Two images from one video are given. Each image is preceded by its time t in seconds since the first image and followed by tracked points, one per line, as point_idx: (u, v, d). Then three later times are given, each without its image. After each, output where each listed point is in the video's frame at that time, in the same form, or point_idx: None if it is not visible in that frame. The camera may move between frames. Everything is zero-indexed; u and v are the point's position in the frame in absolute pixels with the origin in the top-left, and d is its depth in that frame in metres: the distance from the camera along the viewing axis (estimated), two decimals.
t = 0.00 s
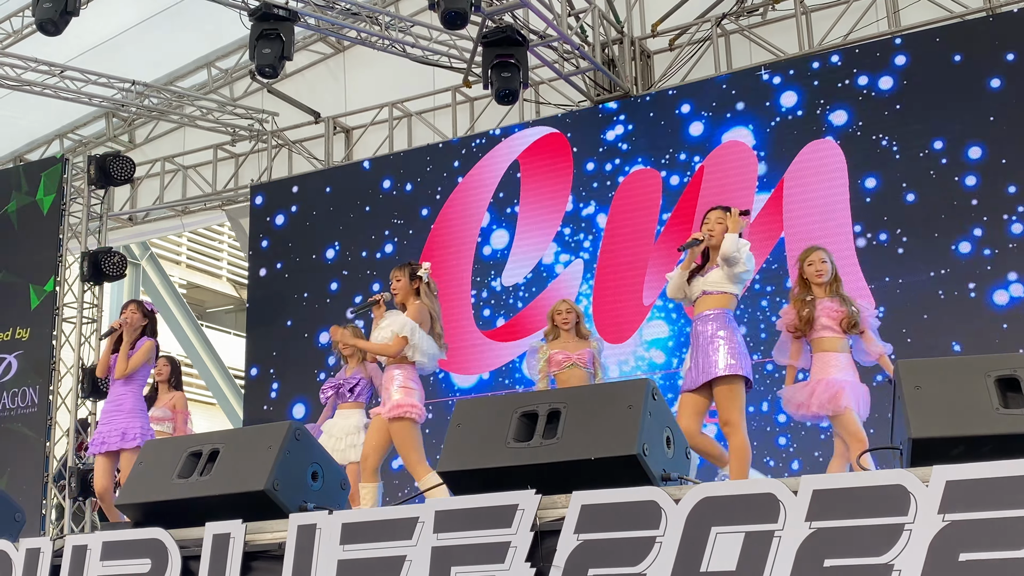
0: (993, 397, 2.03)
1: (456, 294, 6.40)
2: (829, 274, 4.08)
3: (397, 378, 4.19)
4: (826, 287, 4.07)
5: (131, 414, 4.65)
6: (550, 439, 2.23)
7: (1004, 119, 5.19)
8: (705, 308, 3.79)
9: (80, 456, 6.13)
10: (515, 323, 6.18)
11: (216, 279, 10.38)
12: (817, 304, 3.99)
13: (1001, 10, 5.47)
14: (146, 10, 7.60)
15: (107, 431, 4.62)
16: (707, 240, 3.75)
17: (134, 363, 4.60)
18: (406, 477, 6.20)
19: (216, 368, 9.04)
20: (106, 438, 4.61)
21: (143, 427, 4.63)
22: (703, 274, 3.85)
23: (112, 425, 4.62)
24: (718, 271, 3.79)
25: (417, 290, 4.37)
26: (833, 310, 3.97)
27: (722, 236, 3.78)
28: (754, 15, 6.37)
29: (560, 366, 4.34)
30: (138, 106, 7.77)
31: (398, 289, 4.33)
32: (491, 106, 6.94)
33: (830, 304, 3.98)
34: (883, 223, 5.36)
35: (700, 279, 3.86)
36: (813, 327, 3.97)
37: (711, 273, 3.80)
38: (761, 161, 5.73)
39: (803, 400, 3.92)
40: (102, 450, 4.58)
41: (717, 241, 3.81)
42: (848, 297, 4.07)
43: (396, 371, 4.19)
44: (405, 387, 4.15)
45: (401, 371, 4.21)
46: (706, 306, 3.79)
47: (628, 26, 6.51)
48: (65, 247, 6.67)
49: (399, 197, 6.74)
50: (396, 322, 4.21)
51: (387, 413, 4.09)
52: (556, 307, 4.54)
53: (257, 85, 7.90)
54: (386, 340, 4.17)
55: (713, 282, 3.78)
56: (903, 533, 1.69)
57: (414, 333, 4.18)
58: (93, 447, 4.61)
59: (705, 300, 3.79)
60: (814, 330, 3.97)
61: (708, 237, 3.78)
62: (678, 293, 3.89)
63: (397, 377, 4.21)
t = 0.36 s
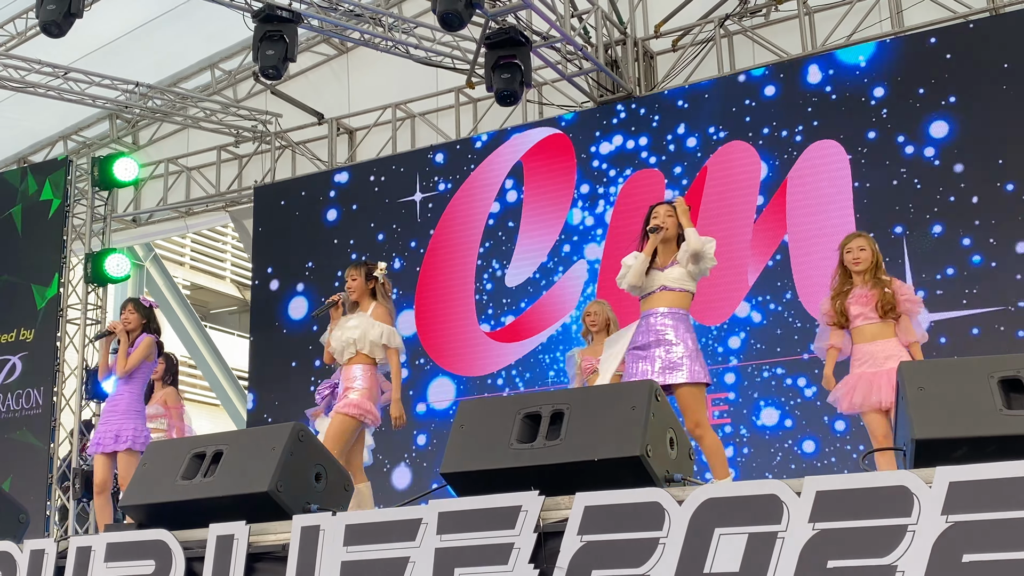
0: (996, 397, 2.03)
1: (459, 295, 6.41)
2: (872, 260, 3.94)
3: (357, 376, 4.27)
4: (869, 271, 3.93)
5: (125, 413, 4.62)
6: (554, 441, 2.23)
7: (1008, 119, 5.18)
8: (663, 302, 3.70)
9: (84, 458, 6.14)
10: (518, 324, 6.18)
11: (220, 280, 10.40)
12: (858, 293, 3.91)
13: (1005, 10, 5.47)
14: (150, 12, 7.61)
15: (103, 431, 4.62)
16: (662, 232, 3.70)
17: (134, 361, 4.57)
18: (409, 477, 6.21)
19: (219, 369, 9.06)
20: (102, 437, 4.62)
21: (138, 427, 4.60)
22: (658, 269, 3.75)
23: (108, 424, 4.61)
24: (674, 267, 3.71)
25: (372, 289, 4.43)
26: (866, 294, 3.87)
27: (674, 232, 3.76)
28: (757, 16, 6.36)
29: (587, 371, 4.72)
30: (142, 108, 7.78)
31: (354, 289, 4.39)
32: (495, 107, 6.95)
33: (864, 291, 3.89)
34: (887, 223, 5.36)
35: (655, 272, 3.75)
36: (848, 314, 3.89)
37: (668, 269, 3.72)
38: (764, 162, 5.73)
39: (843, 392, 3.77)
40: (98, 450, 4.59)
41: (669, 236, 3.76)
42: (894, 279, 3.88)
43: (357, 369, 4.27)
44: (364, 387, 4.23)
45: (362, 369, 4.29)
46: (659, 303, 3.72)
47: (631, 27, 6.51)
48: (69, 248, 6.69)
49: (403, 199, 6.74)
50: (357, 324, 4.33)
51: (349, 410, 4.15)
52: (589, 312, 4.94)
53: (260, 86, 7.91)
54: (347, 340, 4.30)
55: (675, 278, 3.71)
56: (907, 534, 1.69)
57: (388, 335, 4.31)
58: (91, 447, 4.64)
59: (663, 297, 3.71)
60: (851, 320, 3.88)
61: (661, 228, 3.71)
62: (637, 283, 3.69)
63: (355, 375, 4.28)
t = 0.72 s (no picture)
0: (1004, 397, 2.02)
1: (465, 295, 6.41)
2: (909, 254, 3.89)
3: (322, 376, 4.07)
4: (903, 266, 3.89)
5: (131, 414, 4.61)
6: (560, 441, 2.23)
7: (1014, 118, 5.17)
8: (629, 298, 3.56)
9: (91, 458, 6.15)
10: (524, 324, 6.18)
11: (227, 281, 10.41)
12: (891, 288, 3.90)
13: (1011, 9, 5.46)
14: (156, 13, 7.62)
15: (105, 430, 4.58)
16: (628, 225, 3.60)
17: (146, 362, 4.58)
18: (415, 477, 6.21)
19: (225, 369, 9.07)
20: (105, 436, 4.58)
21: (143, 429, 4.59)
22: (625, 263, 3.62)
23: (111, 423, 4.58)
24: (642, 262, 3.59)
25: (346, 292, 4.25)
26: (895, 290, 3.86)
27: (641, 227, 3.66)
28: (763, 15, 6.36)
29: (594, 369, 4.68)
30: (148, 109, 7.80)
31: (327, 292, 4.21)
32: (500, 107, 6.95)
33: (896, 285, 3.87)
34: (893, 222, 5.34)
35: (623, 266, 3.62)
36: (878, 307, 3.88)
37: (635, 264, 3.59)
38: (770, 161, 5.72)
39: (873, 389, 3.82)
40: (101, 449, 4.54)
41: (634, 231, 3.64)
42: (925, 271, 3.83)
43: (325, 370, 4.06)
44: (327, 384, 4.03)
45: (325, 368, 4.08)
46: (626, 300, 3.58)
47: (637, 27, 6.50)
48: (76, 248, 6.70)
49: (408, 199, 6.74)
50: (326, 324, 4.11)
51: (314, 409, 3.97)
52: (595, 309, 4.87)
53: (266, 87, 7.92)
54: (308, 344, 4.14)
55: (642, 273, 3.57)
56: (915, 534, 1.68)
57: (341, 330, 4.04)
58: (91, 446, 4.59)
59: (631, 293, 3.57)
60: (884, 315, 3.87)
61: (627, 222, 3.61)
62: (602, 277, 3.58)
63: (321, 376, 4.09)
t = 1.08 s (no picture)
0: (1013, 397, 2.02)
1: (472, 295, 6.41)
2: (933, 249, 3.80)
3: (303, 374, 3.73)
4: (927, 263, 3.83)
5: (140, 416, 4.63)
6: (568, 441, 2.23)
7: None
8: (625, 301, 3.32)
9: (100, 458, 6.17)
10: (531, 324, 6.18)
11: (235, 282, 10.43)
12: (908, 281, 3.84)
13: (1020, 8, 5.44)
14: (164, 14, 7.64)
15: (113, 433, 4.58)
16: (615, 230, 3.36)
17: (155, 366, 4.61)
18: (423, 476, 6.21)
19: (233, 368, 9.08)
20: (113, 439, 4.58)
21: (152, 432, 4.62)
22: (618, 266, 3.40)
23: (119, 426, 4.58)
24: (635, 262, 3.36)
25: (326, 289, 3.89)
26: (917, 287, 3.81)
27: (630, 226, 3.44)
28: (771, 15, 6.35)
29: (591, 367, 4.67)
30: (156, 110, 7.82)
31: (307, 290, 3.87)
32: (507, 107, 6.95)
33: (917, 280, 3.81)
34: (901, 222, 5.33)
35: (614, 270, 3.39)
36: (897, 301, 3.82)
37: (628, 265, 3.37)
38: (778, 161, 5.71)
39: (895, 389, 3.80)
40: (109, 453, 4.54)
41: (626, 231, 3.43)
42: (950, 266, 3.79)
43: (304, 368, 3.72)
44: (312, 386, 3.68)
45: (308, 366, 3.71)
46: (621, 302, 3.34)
47: (644, 26, 6.49)
48: (85, 249, 6.73)
49: (416, 199, 6.75)
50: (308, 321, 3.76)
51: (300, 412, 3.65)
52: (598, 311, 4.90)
53: (274, 88, 7.94)
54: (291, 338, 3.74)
55: (636, 275, 3.33)
56: (924, 534, 1.68)
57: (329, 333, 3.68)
58: (98, 449, 4.57)
59: (624, 295, 3.33)
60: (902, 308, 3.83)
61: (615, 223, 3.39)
62: (596, 288, 3.31)
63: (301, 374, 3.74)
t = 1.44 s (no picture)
0: None
1: (480, 295, 6.41)
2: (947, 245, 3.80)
3: (296, 374, 3.67)
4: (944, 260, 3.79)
5: (145, 417, 4.62)
6: (577, 441, 2.23)
7: None
8: (616, 295, 3.27)
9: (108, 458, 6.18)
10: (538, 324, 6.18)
11: (243, 282, 10.45)
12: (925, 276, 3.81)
13: None
14: (173, 15, 7.66)
15: (120, 434, 4.59)
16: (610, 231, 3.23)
17: (158, 367, 4.59)
18: (431, 476, 6.21)
19: (242, 369, 9.10)
20: (119, 440, 4.58)
21: (157, 432, 4.61)
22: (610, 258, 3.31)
23: (126, 427, 4.59)
24: (629, 255, 3.29)
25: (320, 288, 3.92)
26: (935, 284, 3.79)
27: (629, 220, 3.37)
28: (779, 14, 6.33)
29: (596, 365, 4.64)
30: (165, 111, 7.84)
31: (303, 286, 3.84)
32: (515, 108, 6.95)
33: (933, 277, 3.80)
34: (910, 221, 5.31)
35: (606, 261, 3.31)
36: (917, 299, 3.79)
37: (621, 258, 3.30)
38: (786, 160, 5.70)
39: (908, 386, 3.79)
40: (116, 454, 4.55)
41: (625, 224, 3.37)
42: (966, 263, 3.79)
43: (302, 367, 3.69)
44: (312, 388, 3.66)
45: (310, 368, 3.70)
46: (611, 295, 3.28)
47: (652, 26, 6.48)
48: (94, 250, 6.75)
49: (424, 199, 6.75)
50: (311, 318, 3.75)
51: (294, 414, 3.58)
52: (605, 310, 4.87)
53: (282, 88, 7.95)
54: (300, 333, 3.68)
55: (628, 268, 3.27)
56: (934, 534, 1.67)
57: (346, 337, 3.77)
58: (105, 451, 4.58)
59: (614, 287, 3.27)
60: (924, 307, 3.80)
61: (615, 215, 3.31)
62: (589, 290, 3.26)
63: (291, 372, 3.67)
